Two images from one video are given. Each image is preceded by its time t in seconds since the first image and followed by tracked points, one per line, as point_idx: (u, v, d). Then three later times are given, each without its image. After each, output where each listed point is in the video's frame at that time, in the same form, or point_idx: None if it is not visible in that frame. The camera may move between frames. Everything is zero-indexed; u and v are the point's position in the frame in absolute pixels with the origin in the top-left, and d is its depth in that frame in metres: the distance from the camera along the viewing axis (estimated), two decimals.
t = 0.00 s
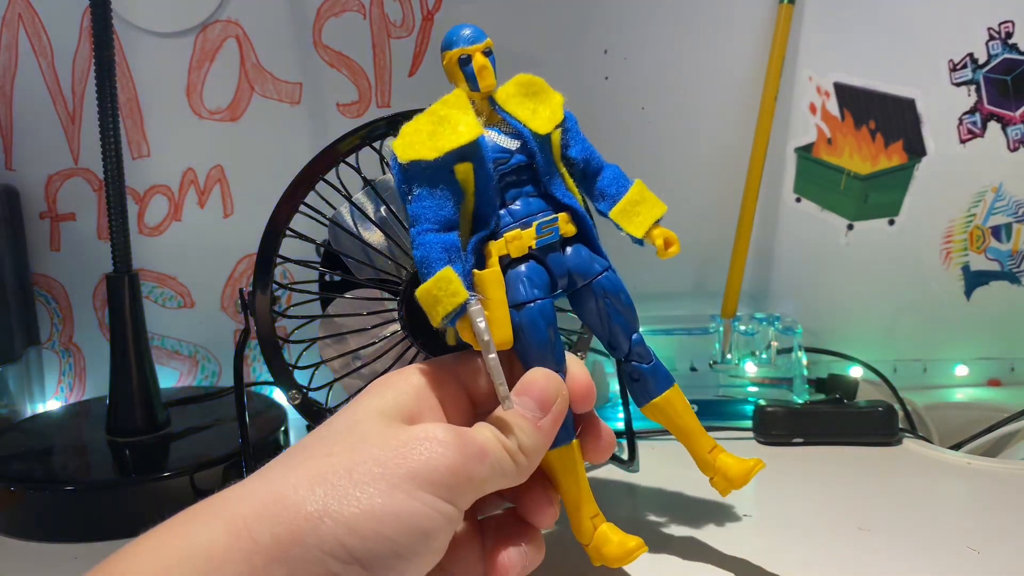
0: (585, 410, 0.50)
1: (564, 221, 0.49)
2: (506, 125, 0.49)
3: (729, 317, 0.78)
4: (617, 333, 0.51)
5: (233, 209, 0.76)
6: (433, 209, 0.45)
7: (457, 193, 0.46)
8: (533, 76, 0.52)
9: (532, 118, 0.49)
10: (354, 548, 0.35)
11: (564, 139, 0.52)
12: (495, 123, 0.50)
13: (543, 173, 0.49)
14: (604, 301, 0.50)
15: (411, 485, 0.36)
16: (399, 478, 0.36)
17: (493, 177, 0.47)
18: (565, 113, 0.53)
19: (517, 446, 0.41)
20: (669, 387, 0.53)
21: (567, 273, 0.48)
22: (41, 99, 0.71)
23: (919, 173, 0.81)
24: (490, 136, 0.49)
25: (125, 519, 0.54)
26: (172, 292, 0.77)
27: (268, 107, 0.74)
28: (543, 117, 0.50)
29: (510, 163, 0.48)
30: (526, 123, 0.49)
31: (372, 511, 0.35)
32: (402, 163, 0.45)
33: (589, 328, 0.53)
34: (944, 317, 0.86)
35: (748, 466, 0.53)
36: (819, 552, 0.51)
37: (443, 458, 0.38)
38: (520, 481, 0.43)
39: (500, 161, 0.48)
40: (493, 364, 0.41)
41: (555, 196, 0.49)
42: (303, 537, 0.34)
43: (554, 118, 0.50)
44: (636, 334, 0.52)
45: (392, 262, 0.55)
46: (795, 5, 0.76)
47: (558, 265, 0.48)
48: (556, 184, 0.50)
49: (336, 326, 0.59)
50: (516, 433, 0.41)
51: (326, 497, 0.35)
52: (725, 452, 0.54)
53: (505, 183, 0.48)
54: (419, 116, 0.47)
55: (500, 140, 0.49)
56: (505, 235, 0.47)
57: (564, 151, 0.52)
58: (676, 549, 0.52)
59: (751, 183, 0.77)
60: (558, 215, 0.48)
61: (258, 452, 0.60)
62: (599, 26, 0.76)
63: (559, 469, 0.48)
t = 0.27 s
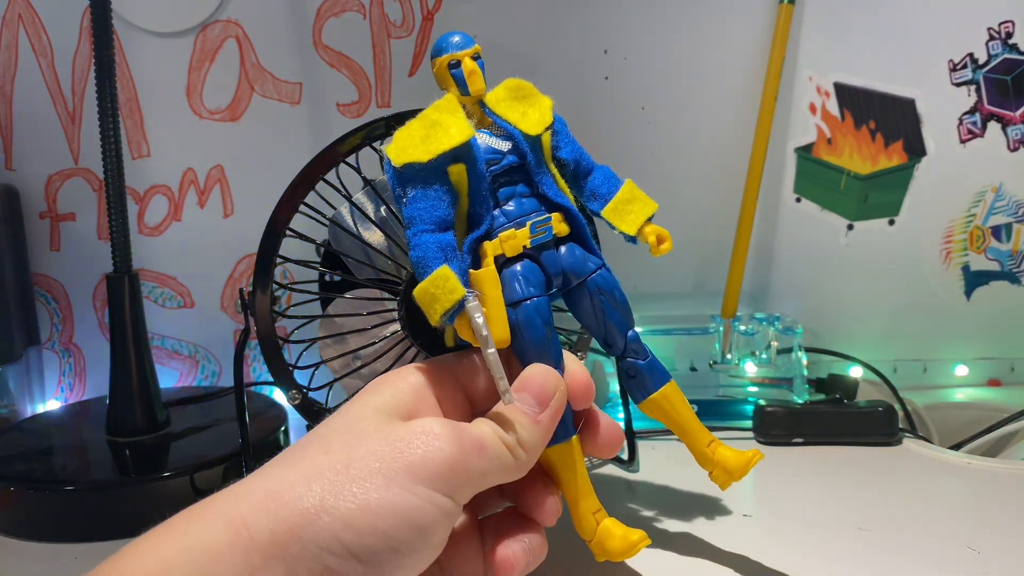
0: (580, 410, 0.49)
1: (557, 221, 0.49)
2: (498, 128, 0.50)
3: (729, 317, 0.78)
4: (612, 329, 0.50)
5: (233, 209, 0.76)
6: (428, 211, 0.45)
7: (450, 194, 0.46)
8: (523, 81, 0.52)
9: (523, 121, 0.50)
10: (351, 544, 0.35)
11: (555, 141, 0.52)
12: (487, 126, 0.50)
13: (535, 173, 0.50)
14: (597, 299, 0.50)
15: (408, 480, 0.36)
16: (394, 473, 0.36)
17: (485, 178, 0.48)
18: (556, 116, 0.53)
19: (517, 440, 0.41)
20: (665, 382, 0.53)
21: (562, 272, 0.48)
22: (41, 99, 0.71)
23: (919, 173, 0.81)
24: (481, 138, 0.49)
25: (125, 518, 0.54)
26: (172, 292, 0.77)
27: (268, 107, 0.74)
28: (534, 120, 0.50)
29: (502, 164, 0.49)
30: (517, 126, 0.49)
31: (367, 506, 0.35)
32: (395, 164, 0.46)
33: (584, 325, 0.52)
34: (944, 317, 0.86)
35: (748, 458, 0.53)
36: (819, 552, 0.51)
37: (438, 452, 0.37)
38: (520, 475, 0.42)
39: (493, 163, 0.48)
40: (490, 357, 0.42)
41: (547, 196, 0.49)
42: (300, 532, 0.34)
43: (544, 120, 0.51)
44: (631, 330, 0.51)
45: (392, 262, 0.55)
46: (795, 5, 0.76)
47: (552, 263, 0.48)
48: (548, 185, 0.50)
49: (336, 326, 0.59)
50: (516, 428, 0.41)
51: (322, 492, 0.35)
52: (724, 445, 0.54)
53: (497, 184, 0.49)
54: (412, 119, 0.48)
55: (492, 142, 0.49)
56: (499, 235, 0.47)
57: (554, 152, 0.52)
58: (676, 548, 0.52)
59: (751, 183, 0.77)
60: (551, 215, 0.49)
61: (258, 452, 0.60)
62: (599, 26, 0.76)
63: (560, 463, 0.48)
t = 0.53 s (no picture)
0: (586, 392, 0.53)
1: (526, 216, 0.49)
2: (452, 135, 0.51)
3: (729, 317, 0.79)
4: (593, 313, 0.50)
5: (234, 209, 0.76)
6: (402, 220, 0.45)
7: (421, 202, 0.46)
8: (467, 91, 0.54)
9: (474, 127, 0.51)
10: (350, 533, 0.34)
11: (507, 143, 0.53)
12: (444, 135, 0.51)
13: (496, 174, 0.50)
14: (575, 286, 0.49)
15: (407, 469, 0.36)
16: (391, 461, 0.36)
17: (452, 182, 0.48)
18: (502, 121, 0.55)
19: (516, 423, 0.41)
20: (653, 354, 0.52)
21: (540, 265, 0.48)
22: (41, 99, 0.71)
23: (918, 173, 0.81)
24: (439, 147, 0.50)
25: (125, 519, 0.54)
26: (172, 292, 0.77)
27: (268, 107, 0.74)
28: (486, 125, 0.52)
29: (464, 168, 0.49)
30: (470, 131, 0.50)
31: (365, 494, 0.35)
32: (363, 182, 0.46)
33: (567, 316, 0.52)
34: (944, 317, 0.86)
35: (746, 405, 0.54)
36: (819, 551, 0.51)
37: (435, 439, 0.37)
38: (524, 457, 0.42)
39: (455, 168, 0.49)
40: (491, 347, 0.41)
41: (513, 193, 0.50)
42: (299, 524, 0.34)
43: (494, 124, 0.52)
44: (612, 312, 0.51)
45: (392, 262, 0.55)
46: (795, 5, 0.76)
47: (530, 256, 0.48)
48: (511, 184, 0.50)
49: (336, 326, 0.60)
50: (516, 412, 0.41)
51: (321, 483, 0.35)
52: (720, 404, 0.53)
53: (462, 188, 0.49)
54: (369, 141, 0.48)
55: (450, 150, 0.50)
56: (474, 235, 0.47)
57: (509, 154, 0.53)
58: (676, 547, 0.52)
59: (751, 183, 0.77)
60: (519, 211, 0.49)
61: (258, 452, 0.60)
62: (599, 26, 0.76)
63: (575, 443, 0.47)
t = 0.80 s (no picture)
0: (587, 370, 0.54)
1: (551, 194, 0.49)
2: (495, 99, 0.49)
3: (729, 317, 0.78)
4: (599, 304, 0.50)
5: (233, 209, 0.76)
6: (430, 177, 0.44)
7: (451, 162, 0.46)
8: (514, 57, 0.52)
9: (517, 95, 0.50)
10: (348, 534, 0.35)
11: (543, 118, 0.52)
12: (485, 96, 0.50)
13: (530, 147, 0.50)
14: (586, 275, 0.49)
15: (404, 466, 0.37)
16: (388, 460, 0.36)
17: (485, 146, 0.47)
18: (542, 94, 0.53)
19: (512, 409, 0.41)
20: (647, 356, 0.53)
21: (556, 247, 0.48)
22: (41, 99, 0.71)
23: (918, 173, 0.81)
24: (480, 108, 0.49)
25: (124, 519, 0.54)
26: (172, 292, 0.77)
27: (268, 107, 0.74)
28: (527, 94, 0.50)
29: (500, 134, 0.48)
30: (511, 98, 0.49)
31: (361, 496, 0.35)
32: (396, 130, 0.45)
33: (570, 304, 0.52)
34: (944, 317, 0.86)
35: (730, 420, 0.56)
36: (819, 551, 0.51)
37: (428, 436, 0.37)
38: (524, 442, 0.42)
39: (492, 133, 0.48)
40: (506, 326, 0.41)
41: (541, 170, 0.49)
42: (297, 525, 0.34)
43: (535, 95, 0.51)
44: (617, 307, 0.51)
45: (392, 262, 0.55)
46: (795, 5, 0.76)
47: (548, 236, 0.48)
48: (541, 158, 0.50)
49: (336, 326, 0.60)
50: (513, 399, 0.41)
51: (317, 484, 0.35)
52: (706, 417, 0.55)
53: (495, 153, 0.48)
54: (409, 89, 0.47)
55: (489, 113, 0.49)
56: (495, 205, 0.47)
57: (543, 129, 0.52)
58: (675, 547, 0.52)
59: (751, 183, 0.77)
60: (545, 189, 0.48)
61: (258, 452, 0.60)
62: (599, 26, 0.76)
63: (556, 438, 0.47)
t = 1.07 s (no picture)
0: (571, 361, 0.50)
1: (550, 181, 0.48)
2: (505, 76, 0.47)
3: (729, 316, 0.79)
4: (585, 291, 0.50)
5: (233, 209, 0.76)
6: (433, 161, 0.43)
7: (454, 144, 0.44)
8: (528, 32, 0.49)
9: (526, 69, 0.48)
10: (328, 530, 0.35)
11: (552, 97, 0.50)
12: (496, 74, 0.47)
13: (533, 126, 0.47)
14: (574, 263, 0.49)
15: (379, 447, 0.36)
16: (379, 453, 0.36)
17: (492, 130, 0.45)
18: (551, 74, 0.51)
19: (500, 391, 0.41)
20: (629, 349, 0.53)
21: (548, 233, 0.48)
22: (41, 99, 0.71)
23: (919, 173, 0.81)
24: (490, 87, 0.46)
25: (124, 519, 0.54)
26: (172, 292, 0.77)
27: (268, 107, 0.74)
28: (538, 76, 0.48)
29: (506, 117, 0.46)
30: (524, 72, 0.47)
31: (335, 485, 0.35)
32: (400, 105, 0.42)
33: (556, 291, 0.52)
34: (944, 317, 0.86)
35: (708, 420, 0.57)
36: (818, 551, 0.51)
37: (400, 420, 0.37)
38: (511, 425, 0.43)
39: (500, 116, 0.46)
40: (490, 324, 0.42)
41: (542, 157, 0.48)
42: (295, 524, 0.34)
43: (546, 77, 0.49)
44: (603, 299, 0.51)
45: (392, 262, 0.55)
46: (795, 5, 0.76)
47: (543, 223, 0.47)
48: (546, 146, 0.49)
49: (336, 327, 0.60)
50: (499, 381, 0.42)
51: (295, 476, 0.35)
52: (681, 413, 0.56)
53: (501, 133, 0.46)
54: (418, 59, 0.44)
55: (499, 94, 0.46)
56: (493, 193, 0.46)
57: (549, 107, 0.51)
58: (675, 548, 0.52)
59: (751, 182, 0.77)
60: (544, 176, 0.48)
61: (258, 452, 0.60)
62: (599, 26, 0.76)
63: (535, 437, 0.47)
